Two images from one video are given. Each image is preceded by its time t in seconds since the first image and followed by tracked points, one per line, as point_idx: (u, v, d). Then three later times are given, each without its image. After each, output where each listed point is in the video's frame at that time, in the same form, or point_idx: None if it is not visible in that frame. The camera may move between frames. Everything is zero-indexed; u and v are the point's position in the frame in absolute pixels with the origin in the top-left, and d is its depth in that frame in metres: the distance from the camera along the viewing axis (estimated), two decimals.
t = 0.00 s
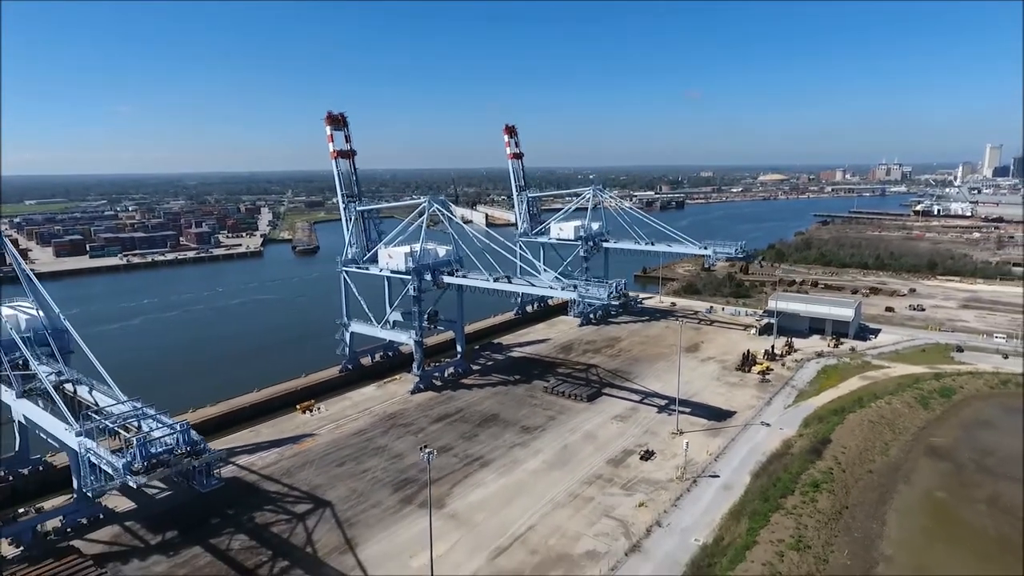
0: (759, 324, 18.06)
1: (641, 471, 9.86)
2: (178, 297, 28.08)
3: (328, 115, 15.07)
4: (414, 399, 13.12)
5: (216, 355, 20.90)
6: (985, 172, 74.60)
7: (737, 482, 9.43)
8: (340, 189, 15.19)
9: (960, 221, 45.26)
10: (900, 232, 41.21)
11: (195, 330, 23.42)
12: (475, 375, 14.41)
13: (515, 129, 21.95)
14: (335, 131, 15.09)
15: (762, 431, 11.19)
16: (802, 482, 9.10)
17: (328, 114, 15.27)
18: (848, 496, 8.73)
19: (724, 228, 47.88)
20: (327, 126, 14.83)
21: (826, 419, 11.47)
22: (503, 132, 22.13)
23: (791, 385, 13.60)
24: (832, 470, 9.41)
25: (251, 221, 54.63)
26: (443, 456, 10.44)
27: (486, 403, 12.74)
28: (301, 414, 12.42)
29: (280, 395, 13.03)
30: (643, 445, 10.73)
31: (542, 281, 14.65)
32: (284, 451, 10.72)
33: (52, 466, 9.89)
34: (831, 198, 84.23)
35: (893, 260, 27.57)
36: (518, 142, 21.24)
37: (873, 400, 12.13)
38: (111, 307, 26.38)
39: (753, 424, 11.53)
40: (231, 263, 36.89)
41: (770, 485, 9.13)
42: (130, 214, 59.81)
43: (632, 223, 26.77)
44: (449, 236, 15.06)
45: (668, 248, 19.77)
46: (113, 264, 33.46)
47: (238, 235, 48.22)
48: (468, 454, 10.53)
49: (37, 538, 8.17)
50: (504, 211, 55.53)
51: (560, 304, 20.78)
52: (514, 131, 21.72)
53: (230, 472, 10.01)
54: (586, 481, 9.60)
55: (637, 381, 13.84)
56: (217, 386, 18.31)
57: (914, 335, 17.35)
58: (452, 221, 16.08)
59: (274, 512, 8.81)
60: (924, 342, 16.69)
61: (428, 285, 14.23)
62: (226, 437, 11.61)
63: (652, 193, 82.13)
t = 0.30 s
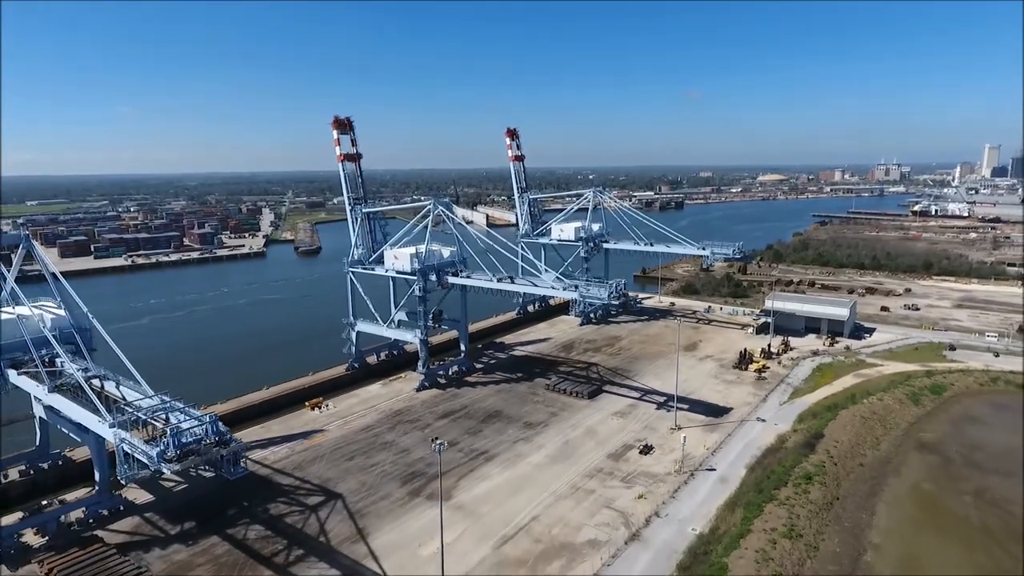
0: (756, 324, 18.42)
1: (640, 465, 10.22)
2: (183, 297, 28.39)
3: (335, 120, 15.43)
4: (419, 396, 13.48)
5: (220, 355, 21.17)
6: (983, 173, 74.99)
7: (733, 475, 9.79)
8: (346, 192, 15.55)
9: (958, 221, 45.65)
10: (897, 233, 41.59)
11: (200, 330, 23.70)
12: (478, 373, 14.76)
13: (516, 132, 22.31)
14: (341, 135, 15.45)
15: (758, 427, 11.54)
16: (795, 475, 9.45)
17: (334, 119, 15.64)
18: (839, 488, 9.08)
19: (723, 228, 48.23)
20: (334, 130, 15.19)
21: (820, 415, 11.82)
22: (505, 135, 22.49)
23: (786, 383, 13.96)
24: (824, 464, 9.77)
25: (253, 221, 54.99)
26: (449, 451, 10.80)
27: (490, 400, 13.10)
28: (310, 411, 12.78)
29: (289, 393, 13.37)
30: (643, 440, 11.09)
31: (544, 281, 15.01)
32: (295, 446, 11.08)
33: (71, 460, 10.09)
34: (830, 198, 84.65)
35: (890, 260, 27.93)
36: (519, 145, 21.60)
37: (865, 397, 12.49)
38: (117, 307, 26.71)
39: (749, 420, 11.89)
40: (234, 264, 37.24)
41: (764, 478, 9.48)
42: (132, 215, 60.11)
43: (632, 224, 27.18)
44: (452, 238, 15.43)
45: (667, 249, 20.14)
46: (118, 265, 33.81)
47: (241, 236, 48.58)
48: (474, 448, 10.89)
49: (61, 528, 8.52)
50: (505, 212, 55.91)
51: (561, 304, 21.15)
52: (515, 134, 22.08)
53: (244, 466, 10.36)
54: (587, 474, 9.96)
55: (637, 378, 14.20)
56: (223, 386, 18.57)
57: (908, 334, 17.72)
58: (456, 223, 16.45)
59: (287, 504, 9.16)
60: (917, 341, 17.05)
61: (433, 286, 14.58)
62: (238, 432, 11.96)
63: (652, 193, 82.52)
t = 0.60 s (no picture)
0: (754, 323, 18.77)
1: (640, 459, 10.58)
2: (188, 297, 28.69)
3: (341, 124, 15.79)
4: (425, 393, 13.84)
5: (225, 355, 21.45)
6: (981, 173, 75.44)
7: (729, 468, 10.15)
8: (352, 194, 15.90)
9: (955, 221, 46.07)
10: (895, 233, 41.96)
11: (205, 330, 23.99)
12: (482, 372, 15.12)
13: (518, 134, 22.66)
14: (348, 139, 15.81)
15: (754, 423, 11.90)
16: (789, 468, 9.80)
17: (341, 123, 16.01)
18: (831, 480, 9.42)
19: (722, 229, 48.61)
20: (340, 134, 15.54)
21: (814, 411, 12.19)
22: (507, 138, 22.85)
23: (782, 381, 14.32)
24: (817, 457, 10.11)
25: (256, 222, 55.41)
26: (455, 446, 11.16)
27: (494, 397, 13.46)
28: (319, 408, 13.14)
29: (298, 391, 13.72)
30: (642, 436, 11.45)
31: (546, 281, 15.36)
32: (306, 441, 11.43)
33: (89, 455, 10.36)
34: (829, 199, 85.13)
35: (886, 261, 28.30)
36: (521, 147, 21.96)
37: (859, 394, 12.84)
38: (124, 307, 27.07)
39: (746, 416, 12.25)
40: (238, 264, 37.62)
41: (759, 471, 9.83)
42: (135, 216, 60.56)
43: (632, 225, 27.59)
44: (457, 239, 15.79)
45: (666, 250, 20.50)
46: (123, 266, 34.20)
47: (243, 237, 49.00)
48: (479, 443, 11.25)
49: (84, 518, 8.85)
50: (505, 212, 56.34)
51: (562, 304, 21.51)
52: (517, 136, 22.44)
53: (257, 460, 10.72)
54: (589, 467, 10.32)
55: (636, 376, 14.56)
56: (227, 385, 18.83)
57: (903, 333, 18.07)
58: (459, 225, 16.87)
59: (300, 496, 9.52)
60: (911, 340, 17.40)
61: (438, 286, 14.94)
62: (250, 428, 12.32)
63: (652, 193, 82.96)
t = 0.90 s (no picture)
0: (752, 323, 19.14)
1: (640, 453, 10.94)
2: (194, 297, 28.97)
3: (347, 127, 16.15)
4: (430, 391, 14.20)
5: (230, 354, 21.72)
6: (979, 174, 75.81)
7: (726, 462, 10.50)
8: (358, 197, 16.24)
9: (953, 222, 46.46)
10: (892, 234, 42.29)
11: (210, 330, 24.29)
12: (485, 370, 15.47)
13: (521, 137, 23.00)
14: (354, 142, 16.16)
15: (750, 419, 12.26)
16: (784, 462, 10.15)
17: (348, 127, 16.37)
18: (824, 473, 9.77)
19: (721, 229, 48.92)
20: (346, 137, 15.88)
21: (809, 408, 12.55)
22: (509, 140, 23.20)
23: (778, 378, 14.68)
24: (811, 452, 10.46)
25: (258, 223, 55.74)
26: (460, 441, 11.52)
27: (497, 394, 13.81)
28: (328, 404, 13.49)
29: (306, 388, 14.08)
30: (642, 431, 11.80)
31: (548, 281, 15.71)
32: (316, 436, 11.80)
33: (106, 450, 10.65)
34: (828, 199, 85.47)
35: (883, 262, 28.68)
36: (523, 150, 22.31)
37: (852, 392, 13.19)
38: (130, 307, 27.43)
39: (742, 413, 12.61)
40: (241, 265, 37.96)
41: (754, 465, 10.18)
42: (139, 216, 60.97)
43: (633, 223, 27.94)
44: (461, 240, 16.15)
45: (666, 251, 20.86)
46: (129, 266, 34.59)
47: (247, 237, 49.42)
48: (483, 439, 11.60)
49: (105, 510, 9.18)
50: (506, 213, 56.72)
51: (563, 304, 21.88)
52: (519, 139, 22.77)
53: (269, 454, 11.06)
54: (590, 461, 10.67)
55: (636, 374, 14.90)
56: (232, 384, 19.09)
57: (898, 332, 18.43)
58: (463, 226, 17.26)
59: (312, 489, 9.87)
60: (906, 339, 17.76)
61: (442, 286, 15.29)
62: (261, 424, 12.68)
63: (652, 194, 83.33)
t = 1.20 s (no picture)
0: (749, 322, 19.49)
1: (640, 448, 11.30)
2: (197, 298, 29.23)
3: (354, 131, 16.50)
4: (435, 389, 14.55)
5: (236, 353, 22.05)
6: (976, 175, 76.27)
7: (723, 457, 10.86)
8: (364, 199, 16.59)
9: (950, 223, 46.87)
10: (890, 234, 42.67)
11: (215, 330, 24.62)
12: (488, 368, 15.82)
13: (522, 140, 23.35)
14: (360, 146, 16.51)
15: (747, 415, 12.63)
16: (779, 456, 10.50)
17: (353, 131, 16.72)
18: (818, 466, 10.12)
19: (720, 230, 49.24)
20: (352, 140, 16.23)
21: (804, 404, 12.91)
22: (511, 143, 23.54)
23: (775, 376, 15.04)
24: (805, 447, 10.81)
25: (260, 223, 56.07)
26: (466, 436, 11.87)
27: (501, 392, 14.17)
28: (336, 402, 13.84)
29: (314, 386, 14.43)
30: (642, 427, 12.16)
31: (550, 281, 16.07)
32: (325, 432, 12.15)
33: (123, 446, 10.97)
34: (827, 199, 85.86)
35: (880, 262, 29.07)
36: (525, 152, 22.66)
37: (846, 389, 13.55)
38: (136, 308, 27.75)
39: (739, 409, 12.97)
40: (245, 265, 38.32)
41: (750, 459, 10.54)
42: (141, 217, 61.29)
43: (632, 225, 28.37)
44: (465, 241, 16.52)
45: (665, 252, 21.22)
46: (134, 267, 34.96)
47: (250, 238, 49.79)
48: (488, 434, 11.96)
49: (125, 501, 9.53)
50: (507, 213, 57.11)
51: (564, 304, 22.24)
52: (521, 142, 23.13)
53: (280, 449, 11.42)
54: (591, 456, 11.04)
55: (636, 372, 15.26)
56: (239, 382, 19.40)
57: (892, 331, 18.79)
58: (466, 228, 17.62)
59: (323, 482, 10.23)
60: (900, 338, 18.13)
61: (447, 286, 15.66)
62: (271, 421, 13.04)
63: (651, 194, 83.72)
